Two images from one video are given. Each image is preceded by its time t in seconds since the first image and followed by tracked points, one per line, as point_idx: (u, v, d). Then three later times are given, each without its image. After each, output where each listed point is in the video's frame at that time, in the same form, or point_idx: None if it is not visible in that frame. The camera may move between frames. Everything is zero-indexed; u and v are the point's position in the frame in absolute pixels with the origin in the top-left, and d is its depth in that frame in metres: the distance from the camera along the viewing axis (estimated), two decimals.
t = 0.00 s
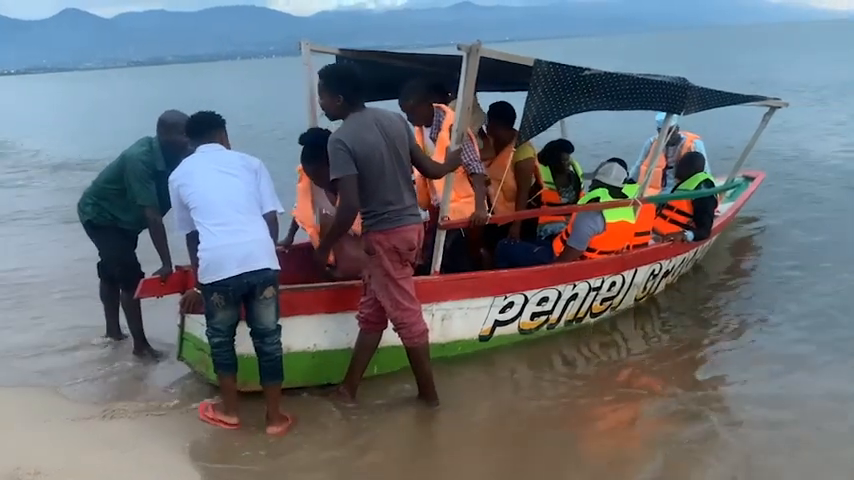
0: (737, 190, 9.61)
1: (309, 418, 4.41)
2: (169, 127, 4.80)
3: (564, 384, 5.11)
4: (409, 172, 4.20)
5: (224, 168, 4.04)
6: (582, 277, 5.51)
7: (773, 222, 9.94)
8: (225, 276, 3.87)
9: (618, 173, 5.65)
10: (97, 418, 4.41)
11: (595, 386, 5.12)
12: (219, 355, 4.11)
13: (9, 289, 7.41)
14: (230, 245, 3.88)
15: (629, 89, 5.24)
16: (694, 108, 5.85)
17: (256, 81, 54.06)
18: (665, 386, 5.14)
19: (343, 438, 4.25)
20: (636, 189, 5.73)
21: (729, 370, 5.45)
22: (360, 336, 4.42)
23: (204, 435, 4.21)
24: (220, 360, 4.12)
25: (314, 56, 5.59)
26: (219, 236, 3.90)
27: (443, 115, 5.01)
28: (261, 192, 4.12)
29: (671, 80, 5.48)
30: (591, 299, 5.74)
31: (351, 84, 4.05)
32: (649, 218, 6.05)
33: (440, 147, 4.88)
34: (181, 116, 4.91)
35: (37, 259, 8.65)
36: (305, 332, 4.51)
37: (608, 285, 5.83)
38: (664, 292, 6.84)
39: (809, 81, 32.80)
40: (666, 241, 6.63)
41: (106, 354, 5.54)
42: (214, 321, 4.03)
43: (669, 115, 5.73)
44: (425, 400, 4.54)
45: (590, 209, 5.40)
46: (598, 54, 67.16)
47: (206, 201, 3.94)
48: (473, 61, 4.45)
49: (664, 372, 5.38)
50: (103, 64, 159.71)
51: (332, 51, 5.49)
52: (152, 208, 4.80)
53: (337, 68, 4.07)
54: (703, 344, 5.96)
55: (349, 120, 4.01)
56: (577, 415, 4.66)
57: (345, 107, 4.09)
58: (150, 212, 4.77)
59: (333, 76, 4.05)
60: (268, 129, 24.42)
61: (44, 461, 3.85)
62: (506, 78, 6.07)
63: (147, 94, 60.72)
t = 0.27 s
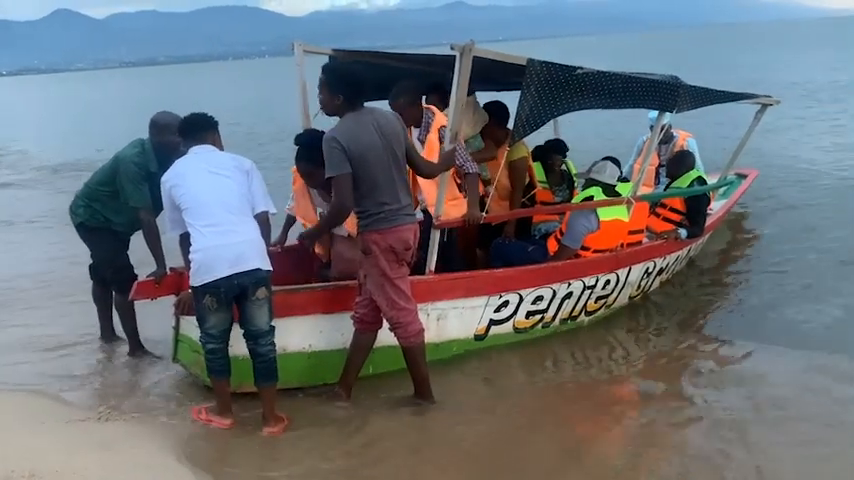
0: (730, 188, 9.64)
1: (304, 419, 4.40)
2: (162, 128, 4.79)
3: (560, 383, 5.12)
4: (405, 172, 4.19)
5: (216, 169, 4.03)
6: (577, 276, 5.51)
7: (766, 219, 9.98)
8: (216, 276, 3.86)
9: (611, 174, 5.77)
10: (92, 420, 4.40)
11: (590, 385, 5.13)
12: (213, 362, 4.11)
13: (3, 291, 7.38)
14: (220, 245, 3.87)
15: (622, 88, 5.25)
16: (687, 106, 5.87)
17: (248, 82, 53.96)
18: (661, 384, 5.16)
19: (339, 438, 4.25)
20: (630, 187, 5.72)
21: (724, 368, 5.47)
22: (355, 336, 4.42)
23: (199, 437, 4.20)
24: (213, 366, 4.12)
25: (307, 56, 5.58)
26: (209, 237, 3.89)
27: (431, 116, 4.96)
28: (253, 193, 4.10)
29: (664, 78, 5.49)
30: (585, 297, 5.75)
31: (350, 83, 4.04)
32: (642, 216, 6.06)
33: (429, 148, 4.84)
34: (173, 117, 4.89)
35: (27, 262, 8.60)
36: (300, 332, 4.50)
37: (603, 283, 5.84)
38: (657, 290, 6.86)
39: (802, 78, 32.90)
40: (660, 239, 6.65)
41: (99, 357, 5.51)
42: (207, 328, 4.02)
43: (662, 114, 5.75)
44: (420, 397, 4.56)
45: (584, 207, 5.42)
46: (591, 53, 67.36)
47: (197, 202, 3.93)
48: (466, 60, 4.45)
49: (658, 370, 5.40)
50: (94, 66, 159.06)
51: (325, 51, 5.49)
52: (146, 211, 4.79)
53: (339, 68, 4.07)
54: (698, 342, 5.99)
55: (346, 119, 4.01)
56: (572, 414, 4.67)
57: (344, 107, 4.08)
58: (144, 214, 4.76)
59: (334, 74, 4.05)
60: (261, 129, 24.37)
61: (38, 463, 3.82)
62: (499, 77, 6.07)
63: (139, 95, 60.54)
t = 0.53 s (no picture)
0: (724, 182, 9.66)
1: (300, 417, 4.41)
2: (157, 128, 4.76)
3: (555, 379, 5.14)
4: (401, 170, 4.20)
5: (208, 168, 4.03)
6: (572, 271, 5.53)
7: (761, 214, 10.00)
8: (208, 275, 3.86)
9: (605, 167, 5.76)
10: (88, 420, 4.40)
11: (586, 381, 5.15)
12: (208, 359, 4.12)
13: None
14: (211, 244, 3.87)
15: (615, 83, 5.26)
16: (680, 101, 5.89)
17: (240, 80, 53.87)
18: (655, 379, 5.18)
19: (335, 435, 4.26)
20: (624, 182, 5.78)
21: (719, 363, 5.49)
22: (351, 333, 4.43)
23: (196, 436, 4.21)
24: (209, 363, 4.13)
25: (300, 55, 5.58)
26: (201, 236, 3.89)
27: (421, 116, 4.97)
28: (246, 192, 4.11)
29: (657, 74, 5.51)
30: (581, 293, 5.76)
31: (344, 81, 4.04)
32: (637, 211, 6.08)
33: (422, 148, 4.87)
34: (167, 118, 4.87)
35: (21, 262, 8.59)
36: (297, 331, 4.51)
37: (598, 278, 5.85)
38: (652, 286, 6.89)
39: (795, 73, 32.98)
40: (655, 233, 6.67)
41: (94, 356, 5.51)
42: (202, 326, 4.03)
43: (655, 109, 5.77)
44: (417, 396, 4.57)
45: (579, 203, 5.43)
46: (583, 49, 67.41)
47: (189, 201, 3.93)
48: (460, 58, 4.46)
49: (653, 366, 5.43)
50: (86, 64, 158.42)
51: (318, 50, 5.48)
52: (140, 211, 4.79)
53: (336, 65, 4.06)
54: (693, 338, 6.01)
55: (342, 118, 4.02)
56: (568, 409, 4.69)
57: (338, 106, 4.08)
58: (139, 214, 4.76)
59: (328, 72, 4.05)
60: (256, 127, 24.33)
61: (34, 461, 3.83)
62: (493, 74, 6.07)
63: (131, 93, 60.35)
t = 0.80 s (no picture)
0: (716, 173, 9.69)
1: (295, 414, 4.42)
2: (149, 126, 4.81)
3: (549, 373, 5.17)
4: (393, 165, 4.20)
5: (196, 165, 4.03)
6: (566, 264, 5.55)
7: (752, 209, 10.06)
8: (196, 272, 3.86)
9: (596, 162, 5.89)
10: (83, 417, 4.41)
11: (579, 375, 5.18)
12: (201, 354, 4.13)
13: None
14: (198, 240, 3.87)
15: (604, 76, 5.28)
16: (669, 94, 5.91)
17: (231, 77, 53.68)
18: (647, 373, 5.22)
19: (330, 430, 4.28)
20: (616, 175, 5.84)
21: (710, 357, 5.53)
22: (346, 328, 4.44)
23: (191, 433, 4.22)
24: (202, 359, 4.14)
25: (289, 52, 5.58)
26: (189, 232, 3.89)
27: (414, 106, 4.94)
28: (233, 187, 4.10)
29: (646, 66, 5.52)
30: (574, 286, 5.78)
31: (330, 79, 4.04)
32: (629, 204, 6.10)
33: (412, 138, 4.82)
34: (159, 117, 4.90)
35: (12, 260, 8.56)
36: (290, 327, 4.51)
37: (592, 271, 5.87)
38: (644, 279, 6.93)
39: (785, 66, 33.13)
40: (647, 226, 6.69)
41: (87, 354, 5.51)
42: (193, 322, 4.03)
43: (645, 102, 5.78)
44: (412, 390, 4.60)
45: (571, 197, 5.45)
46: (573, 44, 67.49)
47: (177, 197, 3.93)
48: (448, 52, 4.46)
49: (644, 359, 5.47)
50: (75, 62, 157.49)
51: (307, 47, 5.46)
52: (133, 211, 4.77)
53: (316, 65, 4.06)
54: (684, 334, 6.05)
55: (331, 115, 4.02)
56: (562, 404, 4.72)
57: (325, 105, 4.08)
58: (131, 214, 4.74)
59: (312, 72, 4.05)
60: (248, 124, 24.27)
61: (29, 459, 3.84)
62: (484, 69, 6.09)
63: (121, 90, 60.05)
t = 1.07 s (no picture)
0: (705, 167, 9.75)
1: (288, 410, 4.43)
2: (141, 127, 4.76)
3: (540, 368, 5.21)
4: (383, 161, 4.21)
5: (183, 163, 4.03)
6: (557, 258, 5.58)
7: (740, 206, 10.14)
8: (184, 269, 3.87)
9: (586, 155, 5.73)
10: (76, 413, 4.41)
11: (570, 370, 5.22)
12: (193, 351, 4.15)
13: None
14: (186, 238, 3.87)
15: (592, 69, 5.30)
16: (656, 86, 5.93)
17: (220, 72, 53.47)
18: (638, 369, 5.26)
19: (323, 426, 4.30)
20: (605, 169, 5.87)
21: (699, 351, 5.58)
22: (339, 325, 4.46)
23: (185, 429, 4.23)
24: (194, 355, 4.16)
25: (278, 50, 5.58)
26: (176, 229, 3.89)
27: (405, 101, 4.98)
28: (222, 186, 4.10)
29: (633, 59, 5.54)
30: (566, 280, 5.81)
31: (316, 78, 4.04)
32: (619, 197, 6.13)
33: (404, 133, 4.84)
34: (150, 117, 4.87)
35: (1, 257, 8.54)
36: (282, 325, 4.53)
37: (583, 265, 5.90)
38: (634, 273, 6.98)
39: (772, 64, 33.35)
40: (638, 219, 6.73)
41: (79, 350, 5.51)
42: (184, 318, 4.05)
43: (632, 94, 5.80)
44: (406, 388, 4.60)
45: (561, 191, 5.47)
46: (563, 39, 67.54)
47: (165, 195, 3.93)
48: (435, 48, 4.47)
49: (634, 354, 5.52)
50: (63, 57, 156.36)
51: (294, 46, 5.46)
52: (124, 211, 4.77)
53: (300, 66, 4.06)
54: (674, 330, 6.10)
55: (318, 113, 4.03)
56: (553, 399, 4.75)
57: (312, 105, 4.08)
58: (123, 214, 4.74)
59: (298, 73, 4.04)
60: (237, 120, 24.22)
61: (22, 456, 3.84)
62: (473, 65, 6.11)
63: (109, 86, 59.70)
